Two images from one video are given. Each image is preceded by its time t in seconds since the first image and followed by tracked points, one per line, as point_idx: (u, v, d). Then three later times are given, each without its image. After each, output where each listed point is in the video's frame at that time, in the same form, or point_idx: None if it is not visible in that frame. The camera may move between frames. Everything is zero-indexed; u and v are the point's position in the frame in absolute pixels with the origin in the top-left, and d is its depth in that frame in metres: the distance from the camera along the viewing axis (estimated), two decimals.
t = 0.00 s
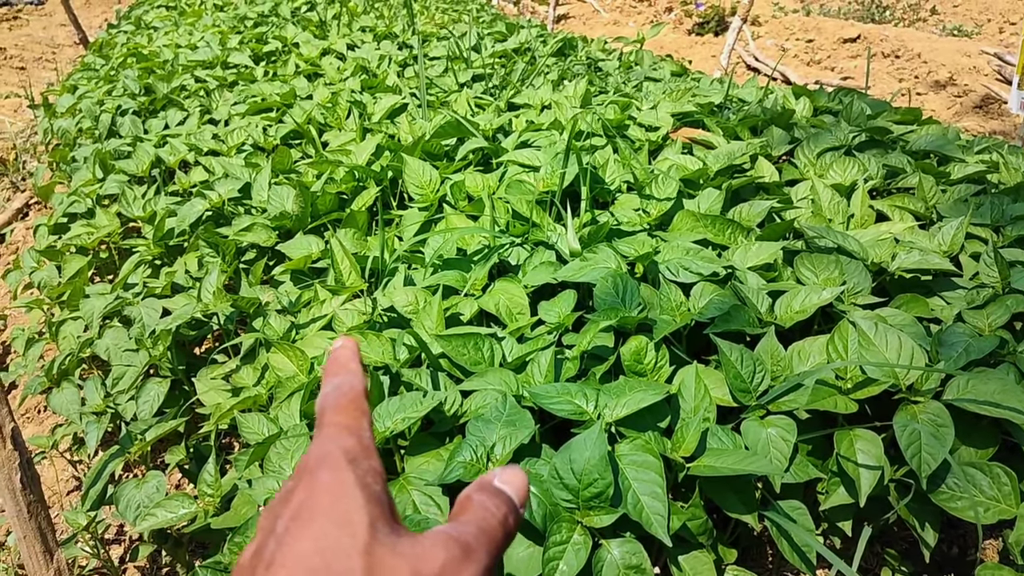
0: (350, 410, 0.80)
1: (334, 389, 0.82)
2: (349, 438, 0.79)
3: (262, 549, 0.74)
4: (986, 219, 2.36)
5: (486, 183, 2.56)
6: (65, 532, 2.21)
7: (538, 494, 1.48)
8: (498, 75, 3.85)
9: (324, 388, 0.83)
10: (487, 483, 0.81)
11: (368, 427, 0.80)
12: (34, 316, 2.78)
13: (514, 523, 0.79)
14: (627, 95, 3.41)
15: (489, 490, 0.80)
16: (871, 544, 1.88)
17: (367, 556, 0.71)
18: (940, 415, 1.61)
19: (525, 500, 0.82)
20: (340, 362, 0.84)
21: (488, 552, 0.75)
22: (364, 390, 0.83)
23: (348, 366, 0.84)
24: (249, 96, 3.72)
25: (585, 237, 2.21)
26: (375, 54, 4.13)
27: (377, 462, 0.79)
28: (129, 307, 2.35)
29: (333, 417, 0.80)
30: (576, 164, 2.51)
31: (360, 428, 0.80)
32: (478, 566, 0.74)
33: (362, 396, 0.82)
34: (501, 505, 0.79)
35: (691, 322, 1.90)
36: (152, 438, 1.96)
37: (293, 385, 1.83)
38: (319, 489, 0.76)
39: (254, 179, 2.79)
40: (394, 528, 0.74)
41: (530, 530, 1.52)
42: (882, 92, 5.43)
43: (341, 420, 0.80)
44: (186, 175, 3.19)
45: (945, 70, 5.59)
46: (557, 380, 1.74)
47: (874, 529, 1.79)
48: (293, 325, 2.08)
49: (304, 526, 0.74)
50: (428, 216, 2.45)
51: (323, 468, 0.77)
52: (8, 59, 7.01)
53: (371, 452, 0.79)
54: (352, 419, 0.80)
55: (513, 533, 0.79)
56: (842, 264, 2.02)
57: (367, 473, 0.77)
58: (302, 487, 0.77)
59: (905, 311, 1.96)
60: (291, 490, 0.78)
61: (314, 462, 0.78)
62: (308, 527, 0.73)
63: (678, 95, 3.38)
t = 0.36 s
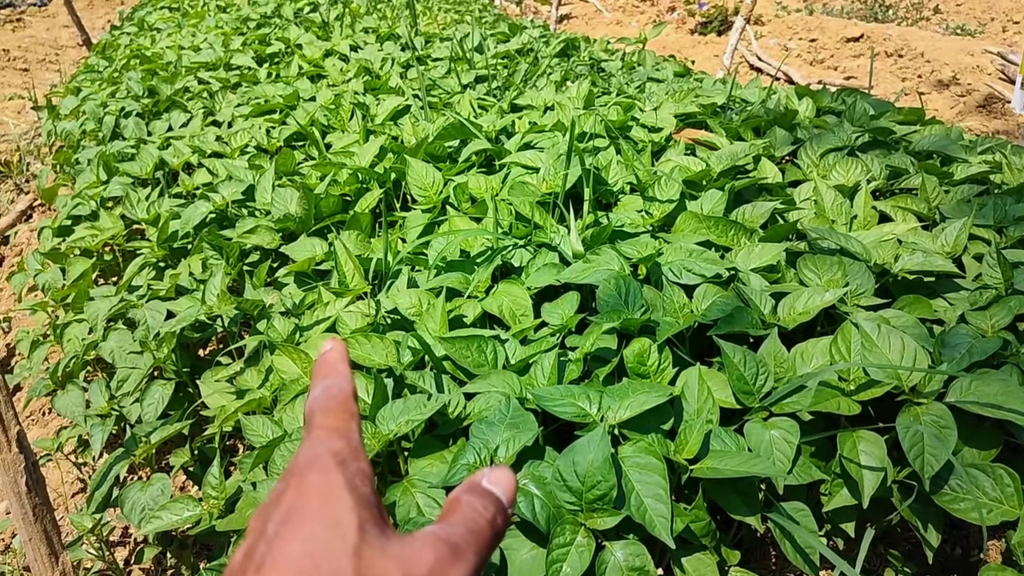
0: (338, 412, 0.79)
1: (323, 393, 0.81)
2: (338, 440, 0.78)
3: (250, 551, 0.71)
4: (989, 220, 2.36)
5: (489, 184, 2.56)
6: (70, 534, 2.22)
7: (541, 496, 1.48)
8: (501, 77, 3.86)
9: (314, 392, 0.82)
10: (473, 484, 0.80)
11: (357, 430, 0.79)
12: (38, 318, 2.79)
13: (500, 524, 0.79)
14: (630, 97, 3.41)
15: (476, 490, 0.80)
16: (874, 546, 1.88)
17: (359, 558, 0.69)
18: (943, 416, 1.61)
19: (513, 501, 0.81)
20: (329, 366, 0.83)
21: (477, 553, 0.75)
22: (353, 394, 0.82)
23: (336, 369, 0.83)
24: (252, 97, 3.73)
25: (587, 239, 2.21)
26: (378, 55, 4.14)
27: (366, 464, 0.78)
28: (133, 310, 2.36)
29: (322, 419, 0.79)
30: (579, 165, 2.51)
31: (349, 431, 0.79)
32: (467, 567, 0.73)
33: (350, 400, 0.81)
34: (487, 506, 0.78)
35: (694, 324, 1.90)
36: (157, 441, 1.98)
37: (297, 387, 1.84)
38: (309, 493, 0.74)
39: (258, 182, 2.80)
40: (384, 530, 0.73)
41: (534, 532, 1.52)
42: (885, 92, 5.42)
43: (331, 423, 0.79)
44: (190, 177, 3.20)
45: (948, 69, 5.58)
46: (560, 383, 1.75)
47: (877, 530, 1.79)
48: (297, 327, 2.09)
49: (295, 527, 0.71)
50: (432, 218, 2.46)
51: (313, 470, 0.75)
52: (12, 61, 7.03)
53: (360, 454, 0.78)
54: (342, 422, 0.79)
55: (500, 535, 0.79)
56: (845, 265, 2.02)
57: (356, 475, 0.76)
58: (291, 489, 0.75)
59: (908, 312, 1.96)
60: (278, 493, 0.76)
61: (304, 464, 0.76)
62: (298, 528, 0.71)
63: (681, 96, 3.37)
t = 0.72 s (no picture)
0: (330, 412, 0.86)
1: (314, 392, 0.87)
2: (329, 439, 0.84)
3: (244, 549, 0.78)
4: (986, 224, 2.37)
5: (487, 190, 2.57)
6: (71, 540, 2.23)
7: (538, 501, 1.49)
8: (500, 82, 3.87)
9: (306, 391, 0.88)
10: (462, 482, 0.85)
11: (347, 430, 0.86)
12: (39, 325, 2.81)
13: (491, 519, 0.83)
14: (628, 101, 3.42)
15: (465, 487, 0.84)
16: (871, 549, 1.89)
17: (348, 555, 0.75)
18: (938, 420, 1.62)
19: (502, 496, 0.86)
20: (321, 366, 0.89)
21: (466, 547, 0.79)
22: (343, 393, 0.88)
23: (327, 370, 0.89)
24: (252, 103, 3.75)
25: (585, 244, 2.22)
26: (378, 61, 4.16)
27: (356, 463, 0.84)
28: (134, 317, 2.37)
29: (314, 420, 0.85)
30: (577, 171, 2.52)
31: (339, 430, 0.85)
32: (455, 560, 0.78)
33: (341, 400, 0.87)
34: (477, 502, 0.83)
35: (690, 328, 1.91)
36: (158, 447, 1.99)
37: (296, 393, 1.85)
38: (300, 491, 0.80)
39: (257, 188, 2.81)
40: (373, 527, 0.79)
41: (530, 537, 1.52)
42: (884, 94, 5.43)
43: (321, 422, 0.85)
44: (190, 183, 3.22)
45: (948, 72, 5.59)
46: (557, 388, 1.76)
47: (874, 534, 1.80)
48: (296, 333, 2.10)
49: (286, 526, 0.78)
50: (430, 224, 2.47)
51: (304, 469, 0.82)
52: (13, 67, 7.06)
53: (350, 453, 0.84)
54: (332, 422, 0.85)
55: (489, 529, 0.83)
56: (841, 269, 2.03)
57: (346, 474, 0.82)
58: (284, 487, 0.81)
59: (904, 316, 1.97)
60: (273, 491, 0.82)
61: (295, 464, 0.82)
62: (289, 526, 0.78)
63: (679, 101, 3.38)
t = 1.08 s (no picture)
0: (295, 396, 0.86)
1: (279, 374, 0.88)
2: (293, 422, 0.83)
3: (209, 536, 0.76)
4: (985, 232, 2.38)
5: (488, 202, 2.58)
6: (75, 555, 2.23)
7: (540, 514, 1.50)
8: (499, 93, 3.88)
9: (270, 375, 0.89)
10: (430, 457, 0.81)
11: (311, 412, 0.85)
12: (42, 340, 2.82)
13: (460, 493, 0.79)
14: (627, 112, 3.43)
15: (434, 462, 0.80)
16: (874, 558, 1.89)
17: (313, 534, 0.72)
18: (939, 429, 1.63)
19: (472, 470, 0.82)
20: (284, 351, 0.90)
21: (436, 521, 0.74)
22: (308, 377, 0.89)
23: (291, 355, 0.90)
24: (253, 117, 3.77)
25: (585, 255, 2.23)
26: (378, 73, 4.17)
27: (322, 444, 0.83)
28: (136, 331, 2.38)
29: (278, 405, 0.85)
30: (577, 182, 2.53)
31: (303, 413, 0.85)
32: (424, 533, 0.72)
33: (306, 383, 0.88)
34: (445, 475, 0.79)
35: (691, 339, 1.91)
36: (160, 462, 2.00)
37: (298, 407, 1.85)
38: (263, 474, 0.78)
39: (259, 202, 2.82)
40: (339, 506, 0.76)
41: (533, 551, 1.53)
42: (884, 102, 5.45)
43: (285, 406, 0.85)
44: (192, 197, 3.23)
45: (947, 78, 5.61)
46: (558, 400, 1.76)
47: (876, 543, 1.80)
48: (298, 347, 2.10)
49: (249, 509, 0.76)
50: (431, 236, 2.47)
51: (268, 452, 0.80)
52: (15, 81, 7.10)
53: (314, 435, 0.83)
54: (296, 404, 0.85)
55: (460, 503, 0.79)
56: (841, 279, 2.04)
57: (311, 455, 0.80)
58: (247, 473, 0.80)
59: (904, 325, 1.97)
60: (238, 478, 0.81)
61: (259, 447, 0.81)
62: (253, 510, 0.76)
63: (678, 111, 3.39)
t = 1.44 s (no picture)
0: (287, 393, 0.80)
1: (271, 372, 0.82)
2: (285, 422, 0.78)
3: (201, 543, 0.71)
4: (987, 238, 2.38)
5: (490, 213, 2.58)
6: (79, 569, 2.23)
7: (545, 525, 1.50)
8: (500, 103, 3.90)
9: (262, 372, 0.83)
10: (426, 452, 0.75)
11: (305, 411, 0.80)
12: (46, 353, 2.82)
13: (457, 491, 0.73)
14: (628, 121, 3.44)
15: (431, 458, 0.75)
16: (881, 567, 1.88)
17: (307, 536, 0.68)
18: (945, 436, 1.62)
19: (471, 467, 0.75)
20: (277, 350, 0.84)
21: (434, 521, 0.70)
22: (301, 374, 0.83)
23: (284, 352, 0.84)
24: (255, 129, 3.79)
25: (588, 265, 2.23)
26: (379, 84, 4.19)
27: (316, 445, 0.78)
28: (140, 344, 2.38)
29: (270, 404, 0.79)
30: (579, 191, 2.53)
31: (296, 411, 0.79)
32: (422, 532, 0.69)
33: (298, 380, 0.82)
34: (443, 471, 0.73)
35: (695, 348, 1.91)
36: (164, 476, 2.00)
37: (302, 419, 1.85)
38: (256, 476, 0.74)
39: (261, 214, 2.83)
40: (335, 507, 0.72)
41: (540, 562, 1.52)
42: (884, 108, 5.46)
43: (277, 406, 0.79)
44: (195, 210, 3.24)
45: (947, 85, 5.62)
46: (563, 410, 1.76)
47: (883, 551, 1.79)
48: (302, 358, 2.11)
49: (242, 513, 0.71)
50: (433, 247, 2.48)
51: (261, 453, 0.75)
52: (18, 95, 7.13)
53: (308, 435, 0.78)
54: (290, 403, 0.79)
55: (459, 501, 0.73)
56: (844, 286, 2.04)
57: (304, 456, 0.76)
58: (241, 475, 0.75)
59: (908, 332, 1.97)
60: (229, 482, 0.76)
61: (252, 447, 0.76)
62: (245, 515, 0.71)
63: (679, 119, 3.40)
